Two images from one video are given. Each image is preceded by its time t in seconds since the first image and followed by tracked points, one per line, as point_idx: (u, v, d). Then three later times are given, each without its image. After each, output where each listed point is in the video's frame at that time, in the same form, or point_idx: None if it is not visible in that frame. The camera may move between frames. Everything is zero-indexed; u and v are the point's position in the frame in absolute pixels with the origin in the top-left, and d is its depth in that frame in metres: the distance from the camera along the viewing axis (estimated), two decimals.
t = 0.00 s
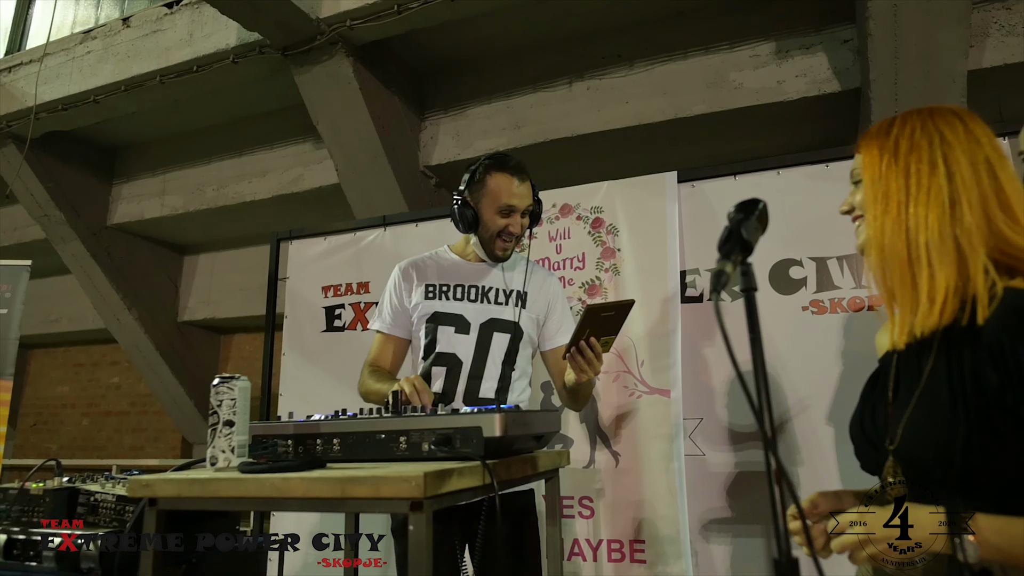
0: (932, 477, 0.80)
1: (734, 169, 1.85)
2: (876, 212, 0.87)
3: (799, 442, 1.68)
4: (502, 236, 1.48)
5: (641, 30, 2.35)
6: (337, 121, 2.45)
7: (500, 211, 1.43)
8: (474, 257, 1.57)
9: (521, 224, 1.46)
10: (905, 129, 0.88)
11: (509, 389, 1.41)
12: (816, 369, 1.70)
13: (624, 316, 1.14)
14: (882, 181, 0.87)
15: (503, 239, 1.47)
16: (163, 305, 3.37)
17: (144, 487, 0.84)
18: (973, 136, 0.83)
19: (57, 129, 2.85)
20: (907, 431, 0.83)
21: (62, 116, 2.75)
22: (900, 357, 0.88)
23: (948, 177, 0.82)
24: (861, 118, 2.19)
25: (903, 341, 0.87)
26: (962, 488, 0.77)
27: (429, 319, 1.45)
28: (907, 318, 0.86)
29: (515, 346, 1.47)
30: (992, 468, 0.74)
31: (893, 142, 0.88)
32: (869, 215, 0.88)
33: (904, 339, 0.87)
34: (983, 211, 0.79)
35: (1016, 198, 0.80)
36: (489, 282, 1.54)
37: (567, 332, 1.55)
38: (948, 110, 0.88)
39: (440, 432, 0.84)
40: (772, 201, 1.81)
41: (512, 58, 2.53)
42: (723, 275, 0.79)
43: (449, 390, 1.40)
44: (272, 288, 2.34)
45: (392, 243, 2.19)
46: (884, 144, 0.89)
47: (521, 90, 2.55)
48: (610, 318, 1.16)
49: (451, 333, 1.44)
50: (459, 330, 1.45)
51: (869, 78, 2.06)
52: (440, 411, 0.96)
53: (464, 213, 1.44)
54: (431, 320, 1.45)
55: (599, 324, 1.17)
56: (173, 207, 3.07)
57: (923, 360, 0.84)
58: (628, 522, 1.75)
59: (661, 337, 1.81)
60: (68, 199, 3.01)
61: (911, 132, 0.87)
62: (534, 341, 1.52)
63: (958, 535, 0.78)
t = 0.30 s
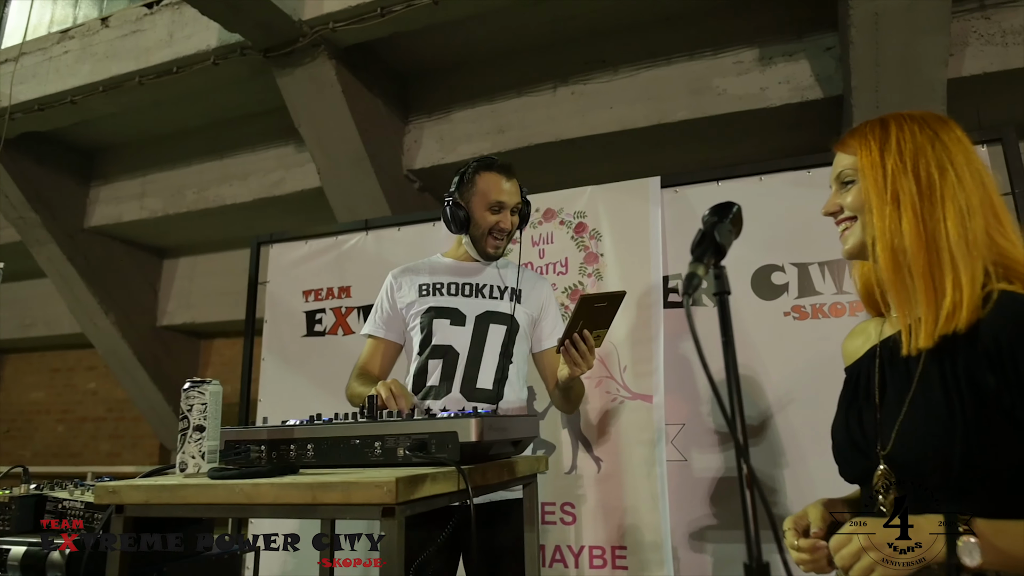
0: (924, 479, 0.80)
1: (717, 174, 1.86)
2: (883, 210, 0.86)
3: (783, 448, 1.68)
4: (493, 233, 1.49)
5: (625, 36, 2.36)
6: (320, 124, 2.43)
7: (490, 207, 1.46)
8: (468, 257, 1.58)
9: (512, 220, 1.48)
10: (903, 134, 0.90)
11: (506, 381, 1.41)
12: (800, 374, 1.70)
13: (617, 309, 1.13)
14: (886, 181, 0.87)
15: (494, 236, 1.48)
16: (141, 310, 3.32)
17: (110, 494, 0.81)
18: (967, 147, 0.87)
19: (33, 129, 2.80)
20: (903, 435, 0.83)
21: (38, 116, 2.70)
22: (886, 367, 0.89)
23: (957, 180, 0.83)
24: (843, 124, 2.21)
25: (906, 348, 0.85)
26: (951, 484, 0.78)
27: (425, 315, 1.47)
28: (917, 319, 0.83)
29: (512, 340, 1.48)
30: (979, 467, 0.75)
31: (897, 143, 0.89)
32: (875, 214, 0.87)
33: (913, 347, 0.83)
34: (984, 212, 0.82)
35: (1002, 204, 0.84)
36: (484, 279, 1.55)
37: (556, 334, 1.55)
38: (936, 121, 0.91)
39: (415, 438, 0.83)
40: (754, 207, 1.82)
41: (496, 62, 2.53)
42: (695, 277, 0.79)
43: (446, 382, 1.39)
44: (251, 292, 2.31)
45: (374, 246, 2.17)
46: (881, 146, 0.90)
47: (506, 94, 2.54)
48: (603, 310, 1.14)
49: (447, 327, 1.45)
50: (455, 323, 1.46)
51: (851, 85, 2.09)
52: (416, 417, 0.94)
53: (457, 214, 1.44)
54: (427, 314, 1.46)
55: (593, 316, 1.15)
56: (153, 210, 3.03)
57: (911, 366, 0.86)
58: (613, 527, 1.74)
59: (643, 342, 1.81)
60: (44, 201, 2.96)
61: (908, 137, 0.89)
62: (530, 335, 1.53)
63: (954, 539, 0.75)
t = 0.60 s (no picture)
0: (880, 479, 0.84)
1: (696, 181, 1.87)
2: (868, 222, 0.87)
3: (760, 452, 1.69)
4: (490, 238, 1.59)
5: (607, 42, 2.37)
6: (300, 126, 2.41)
7: (487, 212, 1.56)
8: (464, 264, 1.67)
9: (507, 225, 1.59)
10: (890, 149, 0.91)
11: (505, 382, 1.51)
12: (778, 380, 1.71)
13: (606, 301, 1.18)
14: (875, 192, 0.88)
15: (492, 239, 1.59)
16: (118, 313, 3.27)
17: (74, 500, 0.80)
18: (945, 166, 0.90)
19: (9, 130, 2.76)
20: (861, 440, 0.86)
21: (13, 116, 2.66)
22: (848, 371, 0.93)
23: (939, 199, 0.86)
24: (822, 132, 2.24)
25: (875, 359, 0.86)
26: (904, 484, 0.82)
27: (424, 318, 1.55)
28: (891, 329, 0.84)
29: (508, 341, 1.57)
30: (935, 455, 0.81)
31: (884, 154, 0.90)
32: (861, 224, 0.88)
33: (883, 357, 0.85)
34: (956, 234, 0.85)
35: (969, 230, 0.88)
36: (479, 285, 1.63)
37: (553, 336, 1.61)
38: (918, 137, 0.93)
39: (383, 443, 0.84)
40: (734, 214, 1.83)
41: (479, 66, 2.53)
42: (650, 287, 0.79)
43: (446, 383, 1.48)
44: (229, 295, 2.28)
45: (354, 250, 2.16)
46: (872, 157, 0.91)
47: (488, 98, 2.54)
48: (594, 303, 1.20)
49: (446, 329, 1.54)
50: (453, 326, 1.55)
51: (830, 93, 2.11)
52: (385, 422, 0.94)
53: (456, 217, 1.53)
54: (426, 318, 1.54)
55: (584, 310, 1.23)
56: (130, 212, 2.99)
57: (872, 373, 0.90)
58: (591, 532, 1.74)
59: (626, 348, 1.81)
60: (19, 203, 2.92)
61: (896, 150, 0.90)
62: (525, 337, 1.61)
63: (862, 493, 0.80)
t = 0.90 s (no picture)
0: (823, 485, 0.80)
1: (677, 189, 1.90)
2: (802, 241, 0.85)
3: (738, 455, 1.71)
4: (481, 232, 1.67)
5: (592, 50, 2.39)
6: (285, 130, 2.41)
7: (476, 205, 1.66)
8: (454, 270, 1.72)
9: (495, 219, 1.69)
10: (834, 163, 0.87)
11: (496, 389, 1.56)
12: (757, 386, 1.73)
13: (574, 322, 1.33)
14: (816, 208, 0.85)
15: (484, 232, 1.66)
16: (100, 314, 3.26)
17: (47, 502, 0.80)
18: (894, 173, 0.85)
19: None
20: (798, 442, 0.83)
21: None
22: (800, 378, 0.90)
23: (877, 213, 0.82)
24: (803, 141, 2.27)
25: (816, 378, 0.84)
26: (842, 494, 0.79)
27: (414, 324, 1.58)
28: (826, 346, 0.81)
29: (498, 348, 1.61)
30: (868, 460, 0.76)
31: (823, 170, 0.87)
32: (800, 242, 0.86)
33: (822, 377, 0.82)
34: (899, 243, 0.81)
35: (930, 238, 0.82)
36: (469, 290, 1.66)
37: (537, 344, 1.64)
38: (873, 144, 0.88)
39: (357, 448, 0.85)
40: (715, 222, 1.85)
41: (466, 72, 2.55)
42: (604, 300, 0.81)
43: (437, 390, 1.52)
44: (211, 298, 2.28)
45: (338, 254, 2.16)
46: (812, 174, 0.88)
47: (473, 104, 2.55)
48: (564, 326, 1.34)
49: (437, 336, 1.57)
50: (443, 332, 1.58)
51: (810, 103, 2.14)
52: (360, 426, 0.95)
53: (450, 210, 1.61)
54: (416, 324, 1.58)
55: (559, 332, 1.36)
56: (114, 213, 2.98)
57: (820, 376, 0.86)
58: (571, 536, 1.75)
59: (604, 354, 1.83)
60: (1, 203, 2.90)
61: (840, 164, 0.87)
62: (514, 343, 1.64)
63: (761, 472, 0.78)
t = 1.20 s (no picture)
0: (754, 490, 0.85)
1: (658, 196, 1.93)
2: (745, 256, 0.90)
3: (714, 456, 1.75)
4: (448, 231, 1.68)
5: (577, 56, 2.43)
6: (273, 133, 2.44)
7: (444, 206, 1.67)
8: (420, 272, 1.72)
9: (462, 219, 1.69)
10: (779, 178, 0.91)
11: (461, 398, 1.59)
12: (732, 390, 1.77)
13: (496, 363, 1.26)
14: (758, 223, 0.90)
15: (451, 231, 1.67)
16: (88, 314, 3.26)
17: (29, 504, 0.82)
18: (836, 186, 0.87)
19: None
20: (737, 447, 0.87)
21: None
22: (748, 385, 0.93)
23: (809, 228, 0.85)
24: (782, 148, 2.31)
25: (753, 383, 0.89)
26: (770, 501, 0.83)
27: (381, 331, 1.59)
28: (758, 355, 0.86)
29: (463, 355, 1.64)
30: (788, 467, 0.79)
31: (768, 186, 0.91)
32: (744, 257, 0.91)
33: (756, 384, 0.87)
34: (832, 259, 0.84)
35: (864, 248, 0.84)
36: (437, 296, 1.68)
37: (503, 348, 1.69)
38: (821, 158, 0.91)
39: (332, 451, 0.88)
40: (694, 227, 1.89)
41: (452, 77, 2.58)
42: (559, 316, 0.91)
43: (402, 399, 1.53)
44: (198, 300, 2.30)
45: (324, 257, 2.19)
46: (759, 190, 0.92)
47: (460, 109, 2.58)
48: (487, 364, 1.27)
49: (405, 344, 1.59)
50: (411, 341, 1.60)
51: (789, 111, 2.18)
52: (337, 430, 0.98)
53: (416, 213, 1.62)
54: (384, 331, 1.59)
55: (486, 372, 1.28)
56: (102, 214, 2.99)
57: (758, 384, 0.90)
58: (550, 537, 1.78)
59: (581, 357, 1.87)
60: None
61: (783, 179, 0.90)
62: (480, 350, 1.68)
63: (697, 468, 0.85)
